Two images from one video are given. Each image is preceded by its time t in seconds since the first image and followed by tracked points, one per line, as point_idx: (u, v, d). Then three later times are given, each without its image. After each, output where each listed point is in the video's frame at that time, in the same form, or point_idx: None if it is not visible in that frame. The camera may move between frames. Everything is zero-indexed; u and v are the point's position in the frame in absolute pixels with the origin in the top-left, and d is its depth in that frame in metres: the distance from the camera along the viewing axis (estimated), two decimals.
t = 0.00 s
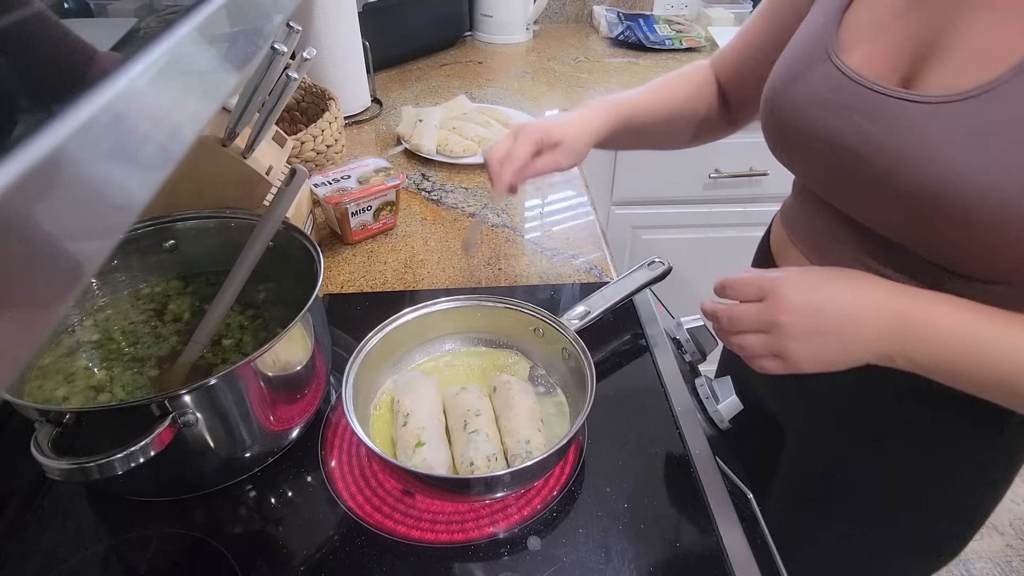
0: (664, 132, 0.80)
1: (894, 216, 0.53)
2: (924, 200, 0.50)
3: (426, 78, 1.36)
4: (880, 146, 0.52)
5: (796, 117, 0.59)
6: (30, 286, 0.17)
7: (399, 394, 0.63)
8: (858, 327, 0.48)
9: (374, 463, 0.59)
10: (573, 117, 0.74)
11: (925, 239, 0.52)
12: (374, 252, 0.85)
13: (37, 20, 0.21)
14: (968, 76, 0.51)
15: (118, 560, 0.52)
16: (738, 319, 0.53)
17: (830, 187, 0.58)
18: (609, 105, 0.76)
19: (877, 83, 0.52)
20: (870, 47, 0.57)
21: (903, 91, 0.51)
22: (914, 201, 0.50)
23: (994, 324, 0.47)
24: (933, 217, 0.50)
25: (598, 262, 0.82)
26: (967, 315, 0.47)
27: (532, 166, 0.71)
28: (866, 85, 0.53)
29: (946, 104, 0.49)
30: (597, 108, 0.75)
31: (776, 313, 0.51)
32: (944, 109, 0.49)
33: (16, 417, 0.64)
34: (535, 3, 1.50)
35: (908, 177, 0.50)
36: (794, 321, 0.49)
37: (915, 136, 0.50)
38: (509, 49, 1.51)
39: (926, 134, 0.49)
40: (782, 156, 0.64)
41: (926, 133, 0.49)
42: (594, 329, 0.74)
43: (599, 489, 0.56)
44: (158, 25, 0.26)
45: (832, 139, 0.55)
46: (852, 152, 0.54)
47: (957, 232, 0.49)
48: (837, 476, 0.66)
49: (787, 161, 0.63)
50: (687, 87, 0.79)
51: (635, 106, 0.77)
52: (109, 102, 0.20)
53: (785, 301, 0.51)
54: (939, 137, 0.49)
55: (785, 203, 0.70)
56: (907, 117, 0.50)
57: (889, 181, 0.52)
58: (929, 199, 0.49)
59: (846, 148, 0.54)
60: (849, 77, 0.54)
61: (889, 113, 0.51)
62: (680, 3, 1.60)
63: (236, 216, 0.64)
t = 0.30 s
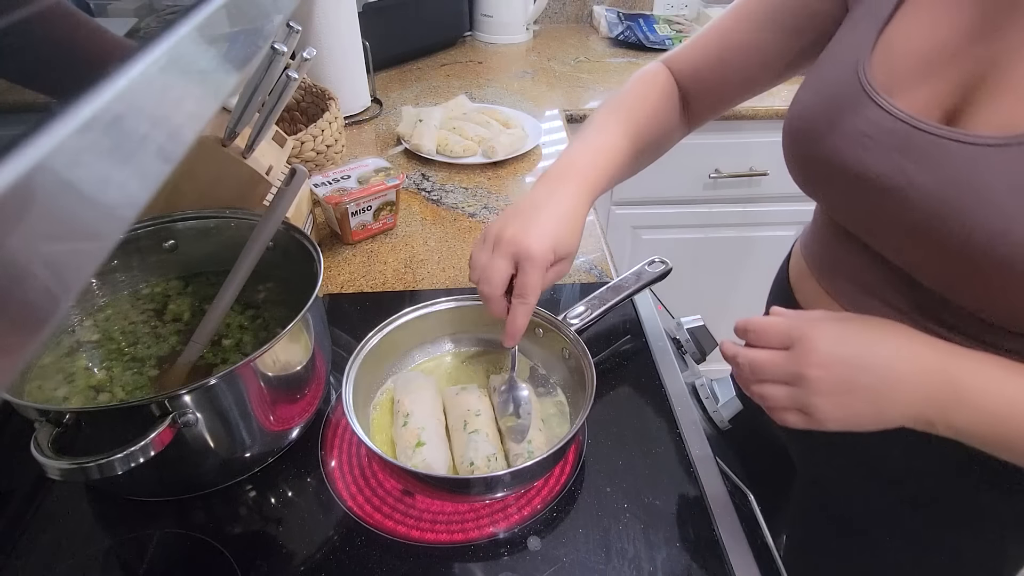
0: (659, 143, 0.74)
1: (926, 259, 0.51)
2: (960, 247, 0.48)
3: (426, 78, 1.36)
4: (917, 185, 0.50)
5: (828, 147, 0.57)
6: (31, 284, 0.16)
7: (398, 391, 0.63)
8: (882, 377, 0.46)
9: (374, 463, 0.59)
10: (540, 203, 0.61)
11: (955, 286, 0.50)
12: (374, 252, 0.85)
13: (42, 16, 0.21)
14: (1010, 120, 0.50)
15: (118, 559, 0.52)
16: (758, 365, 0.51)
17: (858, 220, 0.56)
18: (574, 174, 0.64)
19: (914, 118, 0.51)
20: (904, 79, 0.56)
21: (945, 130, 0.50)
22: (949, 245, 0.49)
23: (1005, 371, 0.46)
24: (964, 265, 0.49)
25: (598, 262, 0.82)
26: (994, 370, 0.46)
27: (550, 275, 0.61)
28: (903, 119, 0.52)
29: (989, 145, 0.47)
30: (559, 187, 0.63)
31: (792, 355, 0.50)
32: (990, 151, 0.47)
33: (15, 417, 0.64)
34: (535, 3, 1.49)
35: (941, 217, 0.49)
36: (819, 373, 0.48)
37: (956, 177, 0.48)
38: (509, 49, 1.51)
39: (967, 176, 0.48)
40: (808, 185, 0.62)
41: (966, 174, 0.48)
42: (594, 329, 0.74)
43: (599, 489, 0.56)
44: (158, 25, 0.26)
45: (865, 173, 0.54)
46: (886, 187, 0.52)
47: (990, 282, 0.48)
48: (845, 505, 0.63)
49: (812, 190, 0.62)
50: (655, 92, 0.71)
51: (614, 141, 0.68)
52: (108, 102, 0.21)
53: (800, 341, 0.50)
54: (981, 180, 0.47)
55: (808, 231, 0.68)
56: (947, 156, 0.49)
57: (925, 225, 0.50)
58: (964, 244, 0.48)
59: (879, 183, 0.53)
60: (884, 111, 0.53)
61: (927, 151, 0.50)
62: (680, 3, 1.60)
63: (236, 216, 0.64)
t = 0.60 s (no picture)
0: (655, 119, 0.74)
1: (933, 285, 0.51)
2: (968, 276, 0.48)
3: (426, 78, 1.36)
4: (913, 208, 0.50)
5: (835, 169, 0.57)
6: (33, 281, 0.17)
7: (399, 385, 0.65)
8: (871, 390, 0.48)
9: (374, 463, 0.59)
10: (518, 140, 0.62)
11: (958, 313, 0.50)
12: (374, 252, 0.85)
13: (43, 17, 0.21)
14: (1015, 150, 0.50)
15: (118, 560, 0.52)
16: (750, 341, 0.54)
17: (857, 235, 0.56)
18: (555, 121, 0.64)
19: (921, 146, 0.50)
20: (909, 100, 0.56)
21: (942, 155, 0.49)
22: (956, 273, 0.48)
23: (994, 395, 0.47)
24: (963, 289, 0.48)
25: (598, 262, 0.82)
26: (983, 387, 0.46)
27: (514, 212, 0.62)
28: (910, 146, 0.51)
29: (997, 176, 0.47)
30: (532, 130, 0.64)
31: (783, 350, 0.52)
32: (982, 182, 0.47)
33: (15, 417, 0.64)
34: (535, 3, 1.50)
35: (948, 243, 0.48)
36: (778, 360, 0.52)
37: (966, 210, 0.47)
38: (509, 49, 1.51)
39: (962, 202, 0.48)
40: (811, 201, 0.62)
41: (976, 204, 0.47)
42: (594, 329, 0.74)
43: (599, 489, 0.56)
44: (158, 25, 0.26)
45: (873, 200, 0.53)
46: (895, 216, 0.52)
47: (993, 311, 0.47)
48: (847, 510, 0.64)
49: (820, 210, 0.61)
50: (656, 70, 0.71)
51: (607, 108, 0.68)
52: (108, 102, 0.20)
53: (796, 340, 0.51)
54: (992, 212, 0.46)
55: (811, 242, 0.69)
56: (957, 188, 0.48)
57: (921, 246, 0.50)
58: (971, 272, 0.47)
59: (889, 211, 0.52)
60: (891, 137, 0.52)
61: (922, 175, 0.50)
62: (680, 3, 1.60)
63: (236, 216, 0.64)
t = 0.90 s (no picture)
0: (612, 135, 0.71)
1: (902, 267, 0.52)
2: (932, 258, 0.49)
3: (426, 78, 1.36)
4: (882, 193, 0.52)
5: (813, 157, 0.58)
6: (34, 282, 0.17)
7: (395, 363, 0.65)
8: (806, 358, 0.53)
9: (374, 463, 0.59)
10: (451, 201, 0.58)
11: (927, 295, 0.52)
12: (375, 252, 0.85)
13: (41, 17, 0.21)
14: (976, 136, 0.51)
15: (118, 560, 0.52)
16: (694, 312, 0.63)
17: (836, 218, 0.58)
18: (491, 173, 0.60)
19: (890, 136, 0.52)
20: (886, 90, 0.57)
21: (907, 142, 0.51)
22: (923, 256, 0.50)
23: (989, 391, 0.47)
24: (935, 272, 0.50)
25: (598, 262, 0.82)
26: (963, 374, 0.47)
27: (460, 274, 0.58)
28: (878, 136, 0.52)
29: (956, 163, 0.48)
30: (477, 185, 0.59)
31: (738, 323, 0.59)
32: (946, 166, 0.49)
33: (15, 417, 0.64)
34: (535, 3, 1.49)
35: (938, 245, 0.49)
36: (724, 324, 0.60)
37: (932, 198, 0.49)
38: (509, 49, 1.51)
39: (930, 187, 0.49)
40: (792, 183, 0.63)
41: (940, 193, 0.49)
42: (595, 329, 0.74)
43: (599, 489, 0.56)
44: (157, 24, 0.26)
45: (848, 187, 0.55)
46: (868, 204, 0.53)
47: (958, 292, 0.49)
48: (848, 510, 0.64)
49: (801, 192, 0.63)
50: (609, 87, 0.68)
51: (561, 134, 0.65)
52: (109, 101, 0.20)
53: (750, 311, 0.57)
54: (953, 200, 0.48)
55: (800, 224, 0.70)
56: (923, 177, 0.50)
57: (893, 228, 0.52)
58: (938, 256, 0.49)
59: (862, 199, 0.54)
60: (862, 128, 0.53)
61: (890, 162, 0.51)
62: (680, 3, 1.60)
63: (236, 216, 0.64)
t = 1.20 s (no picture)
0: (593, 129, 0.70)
1: (893, 255, 0.53)
2: (925, 245, 0.49)
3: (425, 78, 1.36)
4: (871, 184, 0.52)
5: (798, 148, 0.58)
6: (34, 283, 0.17)
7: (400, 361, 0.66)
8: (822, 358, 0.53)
9: (374, 463, 0.59)
10: (445, 200, 0.58)
11: (917, 281, 0.52)
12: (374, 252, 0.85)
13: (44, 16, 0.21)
14: (965, 126, 0.51)
15: (118, 560, 0.52)
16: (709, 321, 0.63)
17: (824, 208, 0.58)
18: (479, 171, 0.60)
19: (875, 126, 0.51)
20: (877, 84, 0.57)
21: (894, 132, 0.51)
22: (915, 245, 0.50)
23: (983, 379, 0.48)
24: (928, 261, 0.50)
25: (598, 262, 0.82)
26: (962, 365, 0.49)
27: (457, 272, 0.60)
28: (863, 127, 0.52)
29: (947, 153, 0.48)
30: (465, 185, 0.60)
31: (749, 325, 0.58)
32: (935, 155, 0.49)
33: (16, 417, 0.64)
34: (535, 3, 1.50)
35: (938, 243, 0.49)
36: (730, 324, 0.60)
37: (921, 187, 0.49)
38: (509, 49, 1.51)
39: (920, 177, 0.49)
40: (778, 174, 0.63)
41: (929, 182, 0.49)
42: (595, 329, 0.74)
43: (599, 489, 0.56)
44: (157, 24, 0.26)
45: (836, 178, 0.55)
46: (856, 194, 0.53)
47: (952, 280, 0.49)
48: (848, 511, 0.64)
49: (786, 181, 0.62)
50: (590, 80, 0.67)
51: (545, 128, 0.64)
52: (109, 102, 0.20)
53: (763, 316, 0.56)
54: (943, 188, 0.48)
55: (784, 212, 0.70)
56: (911, 167, 0.50)
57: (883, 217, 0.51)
58: (932, 246, 0.49)
59: (851, 189, 0.53)
60: (847, 119, 0.53)
61: (878, 153, 0.51)
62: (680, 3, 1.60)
63: (236, 216, 0.64)
